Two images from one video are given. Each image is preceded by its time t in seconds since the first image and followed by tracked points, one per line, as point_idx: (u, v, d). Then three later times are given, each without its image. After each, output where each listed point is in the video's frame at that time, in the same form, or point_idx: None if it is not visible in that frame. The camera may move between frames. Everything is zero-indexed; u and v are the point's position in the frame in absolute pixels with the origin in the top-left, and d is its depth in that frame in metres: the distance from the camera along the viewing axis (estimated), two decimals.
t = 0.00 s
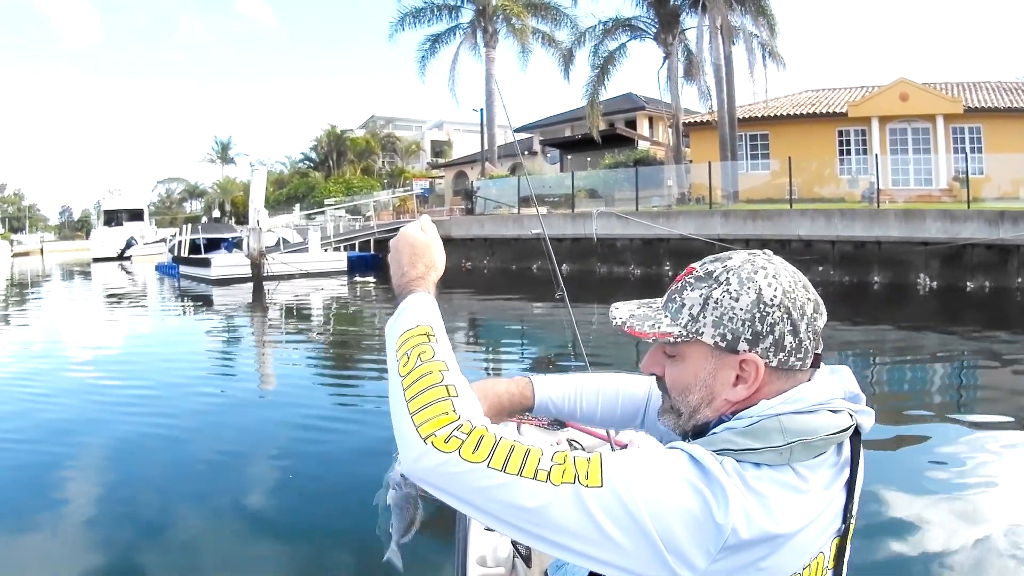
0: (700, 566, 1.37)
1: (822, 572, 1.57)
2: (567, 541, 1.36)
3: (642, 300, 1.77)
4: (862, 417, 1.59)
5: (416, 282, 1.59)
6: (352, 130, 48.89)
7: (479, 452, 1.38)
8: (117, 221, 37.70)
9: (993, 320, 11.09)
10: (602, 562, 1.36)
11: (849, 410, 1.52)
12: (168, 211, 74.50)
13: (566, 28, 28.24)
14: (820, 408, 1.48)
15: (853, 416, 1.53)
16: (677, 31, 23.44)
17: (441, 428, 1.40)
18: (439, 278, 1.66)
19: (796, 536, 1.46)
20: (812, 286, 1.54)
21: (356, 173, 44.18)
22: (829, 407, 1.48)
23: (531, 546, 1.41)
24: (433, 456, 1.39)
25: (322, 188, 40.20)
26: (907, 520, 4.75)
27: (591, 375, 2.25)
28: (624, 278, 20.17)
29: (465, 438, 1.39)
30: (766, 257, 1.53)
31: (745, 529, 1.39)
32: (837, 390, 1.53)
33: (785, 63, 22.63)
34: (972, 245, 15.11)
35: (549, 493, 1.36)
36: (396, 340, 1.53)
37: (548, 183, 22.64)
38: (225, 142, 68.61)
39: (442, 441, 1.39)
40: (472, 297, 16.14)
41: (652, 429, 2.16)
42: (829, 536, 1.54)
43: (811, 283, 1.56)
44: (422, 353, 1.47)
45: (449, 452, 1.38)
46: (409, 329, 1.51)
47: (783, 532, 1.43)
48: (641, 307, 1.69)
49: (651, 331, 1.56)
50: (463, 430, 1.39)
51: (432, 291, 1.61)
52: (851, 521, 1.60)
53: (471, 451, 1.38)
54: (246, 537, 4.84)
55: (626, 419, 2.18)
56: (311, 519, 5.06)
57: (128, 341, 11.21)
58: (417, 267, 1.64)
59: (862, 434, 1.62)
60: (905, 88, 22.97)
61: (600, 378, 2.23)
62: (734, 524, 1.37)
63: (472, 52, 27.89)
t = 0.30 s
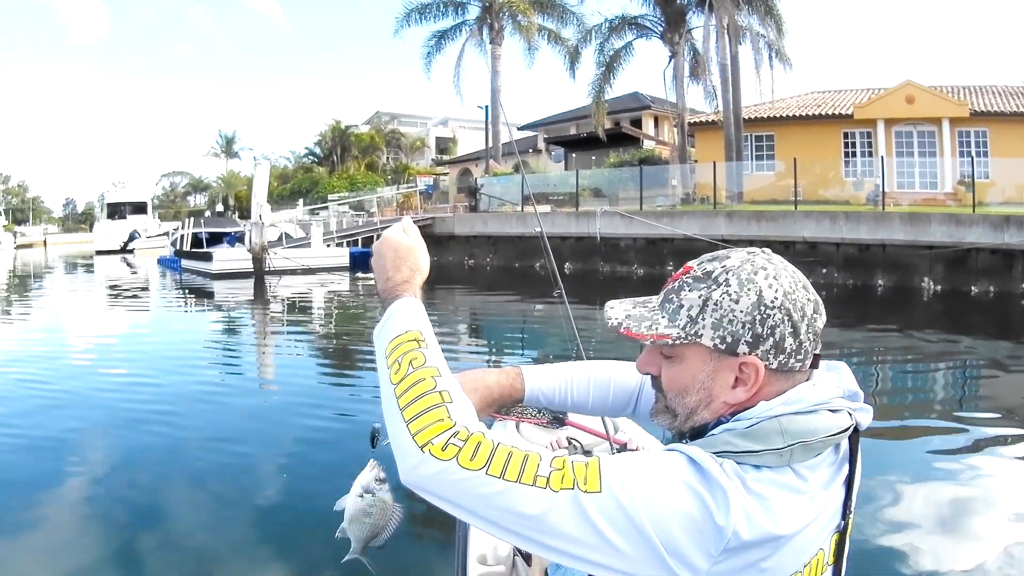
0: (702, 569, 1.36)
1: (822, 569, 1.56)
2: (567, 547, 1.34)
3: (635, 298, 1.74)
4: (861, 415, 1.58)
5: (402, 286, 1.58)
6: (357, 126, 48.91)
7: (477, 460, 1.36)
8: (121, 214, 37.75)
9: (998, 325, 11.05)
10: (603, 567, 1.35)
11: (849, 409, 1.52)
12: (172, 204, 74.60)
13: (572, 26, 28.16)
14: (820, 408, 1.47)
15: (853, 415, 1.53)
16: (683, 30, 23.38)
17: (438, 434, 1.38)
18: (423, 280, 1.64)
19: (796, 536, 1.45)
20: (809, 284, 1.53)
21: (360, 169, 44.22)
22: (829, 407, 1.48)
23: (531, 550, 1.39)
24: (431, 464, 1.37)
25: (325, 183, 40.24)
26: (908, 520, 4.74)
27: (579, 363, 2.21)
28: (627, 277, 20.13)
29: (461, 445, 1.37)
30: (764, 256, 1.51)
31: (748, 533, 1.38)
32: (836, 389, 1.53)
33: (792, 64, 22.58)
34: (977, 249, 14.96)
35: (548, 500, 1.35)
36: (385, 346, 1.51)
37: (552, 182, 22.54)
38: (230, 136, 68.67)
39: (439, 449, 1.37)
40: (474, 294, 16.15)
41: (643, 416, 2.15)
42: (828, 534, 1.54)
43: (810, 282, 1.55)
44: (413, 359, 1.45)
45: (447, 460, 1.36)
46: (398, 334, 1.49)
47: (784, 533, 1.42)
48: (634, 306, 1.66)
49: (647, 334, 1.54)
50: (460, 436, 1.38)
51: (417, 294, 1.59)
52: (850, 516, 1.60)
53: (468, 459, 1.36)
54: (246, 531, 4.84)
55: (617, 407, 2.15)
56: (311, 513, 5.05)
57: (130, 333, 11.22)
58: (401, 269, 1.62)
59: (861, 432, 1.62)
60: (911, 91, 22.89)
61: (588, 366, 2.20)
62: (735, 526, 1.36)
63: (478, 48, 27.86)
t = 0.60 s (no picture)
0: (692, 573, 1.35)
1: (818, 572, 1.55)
2: (554, 554, 1.33)
3: (624, 299, 1.72)
4: (856, 416, 1.57)
5: (388, 291, 1.52)
6: (364, 125, 49.03)
7: (463, 467, 1.35)
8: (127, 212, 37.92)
9: (1004, 329, 10.99)
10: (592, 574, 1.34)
11: (841, 410, 1.51)
12: (179, 202, 74.87)
13: (580, 27, 28.14)
14: (811, 410, 1.46)
15: (845, 417, 1.52)
16: (691, 31, 23.35)
17: (425, 442, 1.37)
18: (409, 283, 1.56)
19: (790, 540, 1.43)
20: (799, 284, 1.52)
21: (367, 168, 44.31)
22: (820, 409, 1.47)
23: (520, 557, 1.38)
24: (417, 472, 1.36)
25: (332, 182, 40.33)
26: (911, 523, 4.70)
27: (575, 369, 2.20)
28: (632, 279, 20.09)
29: (448, 453, 1.36)
30: (753, 257, 1.48)
31: (737, 538, 1.36)
32: (827, 390, 1.52)
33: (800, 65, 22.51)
34: (984, 253, 14.86)
35: (536, 507, 1.33)
36: (372, 352, 1.49)
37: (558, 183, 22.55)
38: (238, 135, 68.93)
39: (426, 457, 1.36)
40: (479, 294, 16.17)
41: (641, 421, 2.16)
42: (823, 535, 1.52)
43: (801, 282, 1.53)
44: (398, 366, 1.43)
45: (433, 469, 1.35)
46: (385, 339, 1.47)
47: (777, 537, 1.40)
48: (622, 309, 1.64)
49: (636, 338, 1.53)
50: (446, 444, 1.37)
51: (404, 298, 1.53)
52: (845, 517, 1.59)
53: (455, 467, 1.35)
54: (247, 529, 4.84)
55: (616, 412, 2.16)
56: (312, 511, 5.05)
57: (135, 331, 11.26)
58: (386, 273, 1.55)
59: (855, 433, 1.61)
60: (919, 93, 22.78)
61: (585, 371, 2.19)
62: (725, 531, 1.34)
63: (484, 48, 27.86)
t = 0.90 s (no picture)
0: (697, 570, 1.34)
1: (820, 569, 1.53)
2: (559, 551, 1.33)
3: (628, 299, 1.73)
4: (859, 413, 1.55)
5: (417, 285, 1.58)
6: (369, 125, 49.09)
7: (470, 462, 1.34)
8: (132, 210, 38.07)
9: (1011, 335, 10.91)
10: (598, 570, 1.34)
11: (846, 407, 1.49)
12: (184, 200, 74.97)
13: (587, 28, 28.13)
14: (816, 406, 1.45)
15: (849, 414, 1.50)
16: (698, 34, 23.31)
17: (433, 437, 1.36)
18: (439, 280, 1.65)
19: (793, 537, 1.42)
20: (804, 282, 1.51)
21: (372, 168, 44.33)
22: (825, 406, 1.45)
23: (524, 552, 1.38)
24: (425, 466, 1.35)
25: (337, 182, 40.39)
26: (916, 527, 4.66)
27: (592, 371, 2.18)
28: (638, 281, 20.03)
29: (456, 447, 1.35)
30: (757, 254, 1.48)
31: (742, 535, 1.35)
32: (833, 388, 1.50)
33: (806, 69, 22.45)
34: (990, 257, 14.75)
35: (541, 502, 1.33)
36: (393, 345, 1.51)
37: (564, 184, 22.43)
38: (243, 134, 69.13)
39: (434, 451, 1.35)
40: (483, 295, 16.15)
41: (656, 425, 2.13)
42: (827, 532, 1.51)
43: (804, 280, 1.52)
44: (416, 359, 1.44)
45: (440, 462, 1.35)
46: (406, 334, 1.49)
47: (781, 535, 1.39)
48: (625, 307, 1.64)
49: (639, 335, 1.52)
50: (455, 439, 1.36)
51: (431, 294, 1.59)
52: (851, 515, 1.57)
53: (463, 461, 1.34)
54: (251, 527, 4.82)
55: (630, 415, 2.12)
56: (320, 512, 5.01)
57: (139, 328, 11.25)
58: (417, 269, 1.62)
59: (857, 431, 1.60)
60: (925, 98, 22.72)
61: (602, 373, 2.17)
62: (730, 530, 1.33)
63: (491, 49, 27.85)
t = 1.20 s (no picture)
0: None
1: None
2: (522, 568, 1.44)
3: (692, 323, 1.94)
4: (824, 416, 1.53)
5: (406, 310, 1.74)
6: (372, 126, 49.07)
7: (432, 488, 1.50)
8: (137, 214, 38.18)
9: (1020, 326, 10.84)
10: None
11: (804, 412, 1.49)
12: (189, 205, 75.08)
13: (589, 24, 28.09)
14: (767, 411, 1.46)
15: (809, 418, 1.49)
16: (700, 27, 23.24)
17: (398, 465, 1.53)
18: (430, 304, 1.79)
19: (753, 550, 1.43)
20: (715, 298, 1.49)
21: (377, 168, 44.37)
22: (777, 410, 1.46)
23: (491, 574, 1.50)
24: (389, 493, 1.52)
25: (341, 183, 40.41)
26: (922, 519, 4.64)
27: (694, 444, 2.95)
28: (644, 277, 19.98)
29: (419, 475, 1.51)
30: (676, 273, 1.55)
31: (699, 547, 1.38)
32: (785, 394, 1.51)
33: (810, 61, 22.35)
34: (998, 248, 14.58)
35: (500, 525, 1.44)
36: (378, 368, 1.71)
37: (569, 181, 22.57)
38: (247, 137, 69.23)
39: (397, 479, 1.52)
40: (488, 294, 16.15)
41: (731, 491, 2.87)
42: (803, 547, 1.49)
43: (715, 291, 1.50)
44: (392, 388, 1.63)
45: (403, 490, 1.51)
46: (387, 359, 1.69)
47: (741, 552, 1.41)
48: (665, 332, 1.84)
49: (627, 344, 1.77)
50: (419, 466, 1.52)
51: (418, 318, 1.75)
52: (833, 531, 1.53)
53: (425, 488, 1.50)
54: (260, 528, 4.84)
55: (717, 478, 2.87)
56: (331, 512, 5.02)
57: (147, 332, 11.32)
58: (408, 292, 1.77)
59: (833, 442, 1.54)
60: (930, 88, 22.59)
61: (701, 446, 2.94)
62: (687, 542, 1.38)
63: (494, 47, 27.85)
